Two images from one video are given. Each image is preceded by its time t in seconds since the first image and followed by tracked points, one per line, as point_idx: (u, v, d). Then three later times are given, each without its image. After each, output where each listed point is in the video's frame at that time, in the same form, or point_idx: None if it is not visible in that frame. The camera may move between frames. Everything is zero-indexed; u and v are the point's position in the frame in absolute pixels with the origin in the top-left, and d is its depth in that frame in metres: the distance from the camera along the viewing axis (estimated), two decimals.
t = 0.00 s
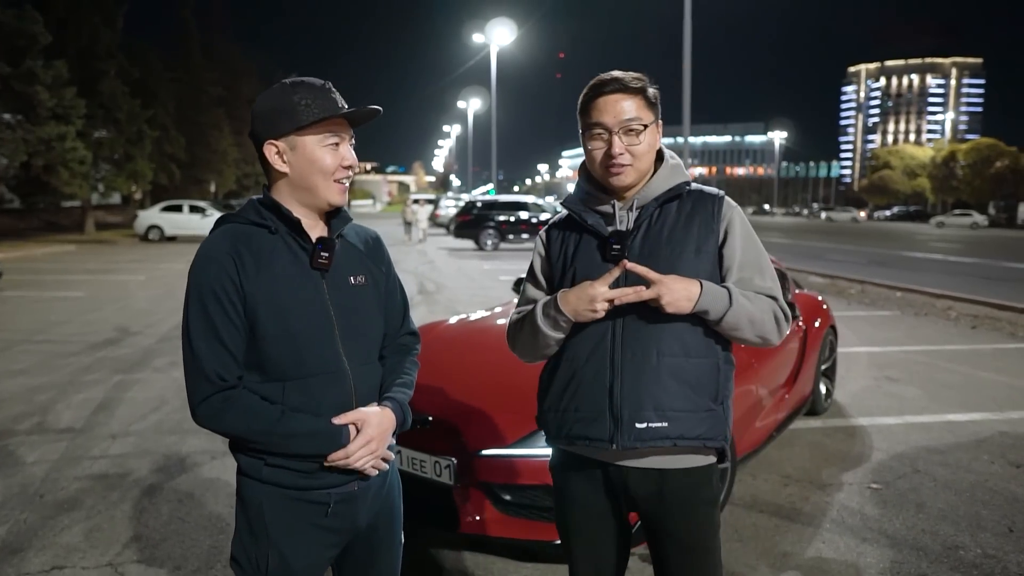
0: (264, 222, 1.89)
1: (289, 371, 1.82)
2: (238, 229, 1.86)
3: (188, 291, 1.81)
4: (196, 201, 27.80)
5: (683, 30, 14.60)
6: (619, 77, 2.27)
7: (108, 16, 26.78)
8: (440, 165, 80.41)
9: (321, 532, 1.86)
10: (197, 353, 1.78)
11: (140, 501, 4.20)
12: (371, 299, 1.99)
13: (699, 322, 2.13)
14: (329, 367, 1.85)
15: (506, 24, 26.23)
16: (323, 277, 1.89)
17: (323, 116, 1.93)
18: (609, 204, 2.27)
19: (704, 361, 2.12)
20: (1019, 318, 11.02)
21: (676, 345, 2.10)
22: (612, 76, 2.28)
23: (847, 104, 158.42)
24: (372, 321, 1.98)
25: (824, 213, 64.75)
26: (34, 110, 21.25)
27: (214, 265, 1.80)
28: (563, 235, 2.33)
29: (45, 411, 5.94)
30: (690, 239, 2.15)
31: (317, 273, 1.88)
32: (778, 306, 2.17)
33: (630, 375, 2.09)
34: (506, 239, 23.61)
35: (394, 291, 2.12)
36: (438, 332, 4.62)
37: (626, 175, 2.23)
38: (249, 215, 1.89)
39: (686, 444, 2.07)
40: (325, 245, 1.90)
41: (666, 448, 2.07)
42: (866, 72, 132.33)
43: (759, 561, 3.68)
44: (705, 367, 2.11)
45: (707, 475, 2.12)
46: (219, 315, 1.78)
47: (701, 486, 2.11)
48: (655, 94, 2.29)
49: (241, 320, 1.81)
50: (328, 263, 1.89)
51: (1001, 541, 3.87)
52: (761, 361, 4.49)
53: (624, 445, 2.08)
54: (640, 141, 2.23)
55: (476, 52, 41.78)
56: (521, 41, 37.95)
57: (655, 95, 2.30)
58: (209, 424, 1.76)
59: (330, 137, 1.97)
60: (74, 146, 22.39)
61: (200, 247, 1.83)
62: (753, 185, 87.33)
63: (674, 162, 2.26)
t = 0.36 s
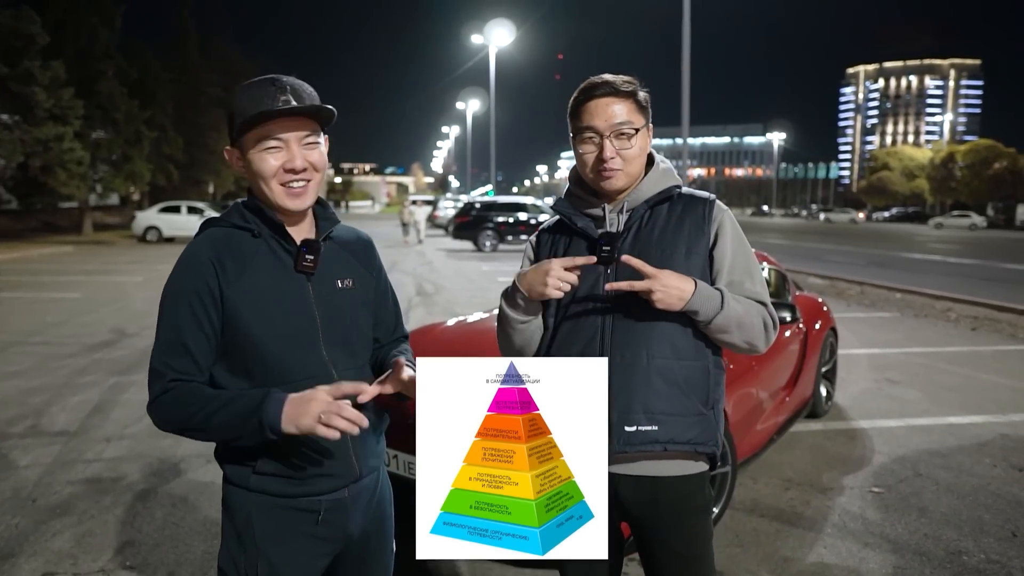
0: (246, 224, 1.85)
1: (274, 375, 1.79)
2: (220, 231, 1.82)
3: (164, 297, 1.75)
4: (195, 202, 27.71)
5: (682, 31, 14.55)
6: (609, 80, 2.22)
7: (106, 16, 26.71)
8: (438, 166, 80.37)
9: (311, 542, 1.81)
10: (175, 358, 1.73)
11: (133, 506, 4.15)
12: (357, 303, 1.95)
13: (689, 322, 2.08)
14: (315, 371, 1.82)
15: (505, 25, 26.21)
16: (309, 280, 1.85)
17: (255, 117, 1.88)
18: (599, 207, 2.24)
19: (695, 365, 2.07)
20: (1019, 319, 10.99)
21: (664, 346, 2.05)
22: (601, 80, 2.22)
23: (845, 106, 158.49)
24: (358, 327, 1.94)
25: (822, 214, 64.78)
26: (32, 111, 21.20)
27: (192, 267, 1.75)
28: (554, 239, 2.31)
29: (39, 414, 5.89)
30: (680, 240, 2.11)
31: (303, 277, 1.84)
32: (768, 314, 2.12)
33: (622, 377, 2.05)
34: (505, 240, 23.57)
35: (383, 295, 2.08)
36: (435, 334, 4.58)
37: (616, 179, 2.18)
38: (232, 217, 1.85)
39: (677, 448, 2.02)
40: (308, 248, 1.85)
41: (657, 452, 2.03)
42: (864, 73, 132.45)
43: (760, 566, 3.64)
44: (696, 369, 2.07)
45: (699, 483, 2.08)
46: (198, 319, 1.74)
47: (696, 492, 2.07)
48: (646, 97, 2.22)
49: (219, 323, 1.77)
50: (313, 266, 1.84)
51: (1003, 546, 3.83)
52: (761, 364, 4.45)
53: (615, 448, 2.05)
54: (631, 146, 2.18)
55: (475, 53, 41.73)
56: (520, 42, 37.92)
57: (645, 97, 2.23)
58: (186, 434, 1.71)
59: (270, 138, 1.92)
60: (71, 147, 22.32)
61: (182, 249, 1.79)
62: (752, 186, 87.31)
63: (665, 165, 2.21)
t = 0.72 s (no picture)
0: (210, 231, 1.86)
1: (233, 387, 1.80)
2: (181, 240, 1.83)
3: (122, 307, 1.75)
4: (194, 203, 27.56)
5: (681, 32, 14.51)
6: (612, 82, 2.18)
7: (105, 16, 26.68)
8: (437, 167, 80.28)
9: (272, 560, 1.82)
10: (132, 368, 1.73)
11: (127, 511, 4.10)
12: (325, 312, 1.94)
13: (692, 321, 2.04)
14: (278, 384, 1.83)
15: (504, 26, 26.19)
16: (274, 286, 1.86)
17: (203, 121, 1.85)
18: (600, 211, 2.20)
19: (697, 368, 2.03)
20: (1020, 321, 10.94)
21: (667, 347, 2.01)
22: (607, 83, 2.18)
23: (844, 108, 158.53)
24: (327, 335, 1.93)
25: (821, 215, 64.80)
26: (29, 112, 21.16)
27: (152, 277, 1.76)
28: (553, 241, 2.28)
29: (35, 417, 5.84)
30: (683, 244, 2.06)
31: (269, 284, 1.86)
32: (773, 317, 2.08)
33: (622, 381, 2.01)
34: (504, 241, 23.52)
35: (356, 302, 2.08)
36: (433, 336, 4.53)
37: (618, 182, 2.14)
38: (195, 224, 1.86)
39: (682, 456, 1.98)
40: (272, 253, 1.86)
41: (659, 460, 1.98)
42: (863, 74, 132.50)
43: (762, 572, 3.60)
44: (700, 374, 2.03)
45: (703, 493, 2.04)
46: (157, 325, 1.74)
47: (700, 501, 2.03)
48: (649, 100, 2.18)
49: (179, 331, 1.78)
50: (278, 272, 1.85)
51: (1008, 552, 3.79)
52: (763, 367, 4.41)
53: (617, 457, 2.01)
54: (632, 150, 2.13)
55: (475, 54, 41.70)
56: (519, 43, 37.88)
57: (649, 102, 2.19)
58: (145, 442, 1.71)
59: (224, 143, 1.89)
60: (69, 148, 22.27)
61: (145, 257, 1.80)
62: (751, 187, 87.27)
63: (665, 169, 2.17)
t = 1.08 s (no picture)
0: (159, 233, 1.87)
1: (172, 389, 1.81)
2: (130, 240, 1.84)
3: (63, 304, 1.75)
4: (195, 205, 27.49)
5: (682, 34, 14.49)
6: (617, 83, 2.13)
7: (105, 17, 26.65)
8: (438, 168, 80.30)
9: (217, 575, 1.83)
10: (64, 360, 1.72)
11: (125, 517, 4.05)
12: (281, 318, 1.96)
13: (704, 323, 2.00)
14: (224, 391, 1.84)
15: (504, 27, 26.18)
16: (226, 289, 1.87)
17: (177, 161, 1.76)
18: (607, 214, 2.16)
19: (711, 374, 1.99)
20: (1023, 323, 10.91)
21: (679, 353, 1.96)
22: (610, 83, 2.13)
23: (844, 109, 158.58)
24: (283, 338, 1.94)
25: (822, 216, 64.79)
26: (29, 113, 21.14)
27: (96, 275, 1.77)
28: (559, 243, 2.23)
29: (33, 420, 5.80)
30: (693, 247, 2.02)
31: (220, 286, 1.87)
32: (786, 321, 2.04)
33: (633, 387, 1.96)
34: (504, 242, 23.48)
35: (322, 307, 2.08)
36: (435, 339, 4.48)
37: (625, 187, 2.10)
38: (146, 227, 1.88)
39: (697, 464, 1.94)
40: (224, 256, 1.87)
41: (672, 468, 1.94)
42: (863, 76, 132.55)
43: None
44: (713, 379, 1.99)
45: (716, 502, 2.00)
46: (100, 323, 1.75)
47: (713, 510, 1.99)
48: (654, 101, 2.14)
49: (121, 329, 1.79)
50: (231, 275, 1.86)
51: (1016, 558, 3.75)
52: (768, 370, 4.37)
53: (630, 466, 1.96)
54: (640, 153, 2.09)
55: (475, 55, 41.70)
56: (519, 44, 37.87)
57: (654, 103, 2.15)
58: (69, 441, 1.69)
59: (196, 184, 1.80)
60: (69, 150, 22.23)
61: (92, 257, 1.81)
62: (751, 188, 87.30)
63: (672, 172, 2.13)
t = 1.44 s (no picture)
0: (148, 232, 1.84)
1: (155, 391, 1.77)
2: (118, 240, 1.81)
3: (48, 306, 1.71)
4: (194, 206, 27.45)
5: (683, 36, 14.46)
6: (630, 82, 2.10)
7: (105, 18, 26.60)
8: (438, 170, 80.30)
9: None
10: (47, 365, 1.68)
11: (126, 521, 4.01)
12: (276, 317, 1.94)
13: (720, 328, 1.97)
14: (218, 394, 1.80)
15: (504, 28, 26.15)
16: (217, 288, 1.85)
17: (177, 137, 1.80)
18: (619, 215, 2.13)
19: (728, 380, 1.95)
20: None
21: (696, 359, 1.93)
22: (623, 81, 2.12)
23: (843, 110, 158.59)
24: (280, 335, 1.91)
25: (822, 217, 64.78)
26: (29, 114, 21.11)
27: (84, 274, 1.74)
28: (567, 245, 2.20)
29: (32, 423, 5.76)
30: (707, 250, 1.99)
31: (211, 285, 1.84)
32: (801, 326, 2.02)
33: (649, 394, 1.93)
34: (504, 243, 23.45)
35: (318, 305, 2.06)
36: (437, 342, 4.44)
37: (638, 187, 2.07)
38: (135, 225, 1.84)
39: (712, 473, 1.90)
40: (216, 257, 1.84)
41: (687, 478, 1.90)
42: (862, 77, 132.60)
43: None
44: (727, 385, 1.95)
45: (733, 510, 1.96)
46: (88, 326, 1.72)
47: (729, 520, 1.95)
48: (668, 101, 2.11)
49: (110, 327, 1.76)
50: (221, 274, 1.84)
51: None
52: (773, 374, 4.33)
53: (645, 475, 1.91)
54: (651, 152, 2.06)
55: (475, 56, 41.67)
56: (519, 45, 37.83)
57: (668, 104, 2.12)
58: (49, 448, 1.67)
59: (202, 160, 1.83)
60: (68, 151, 22.19)
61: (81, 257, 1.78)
62: (750, 190, 87.29)
63: (686, 174, 2.11)
